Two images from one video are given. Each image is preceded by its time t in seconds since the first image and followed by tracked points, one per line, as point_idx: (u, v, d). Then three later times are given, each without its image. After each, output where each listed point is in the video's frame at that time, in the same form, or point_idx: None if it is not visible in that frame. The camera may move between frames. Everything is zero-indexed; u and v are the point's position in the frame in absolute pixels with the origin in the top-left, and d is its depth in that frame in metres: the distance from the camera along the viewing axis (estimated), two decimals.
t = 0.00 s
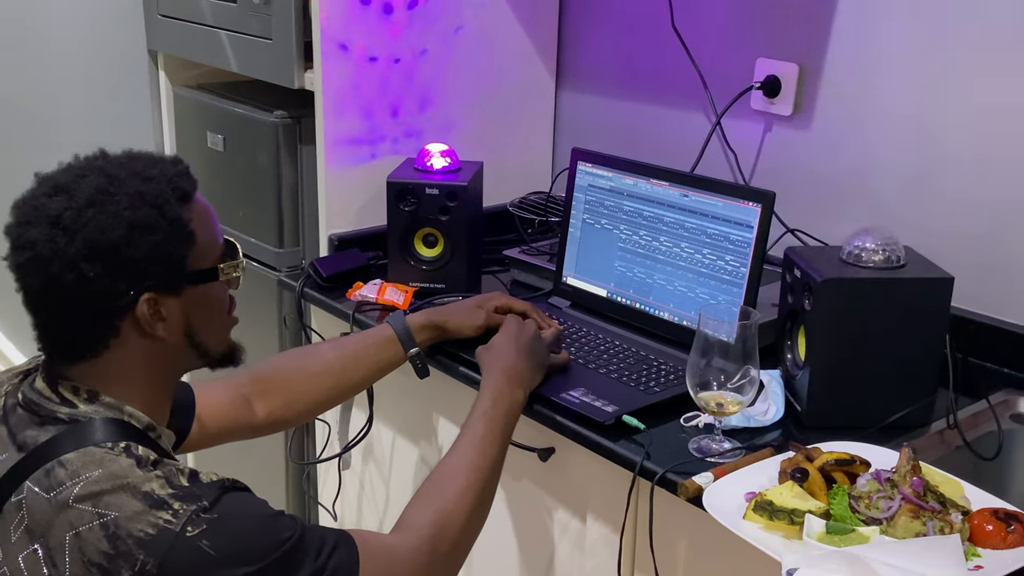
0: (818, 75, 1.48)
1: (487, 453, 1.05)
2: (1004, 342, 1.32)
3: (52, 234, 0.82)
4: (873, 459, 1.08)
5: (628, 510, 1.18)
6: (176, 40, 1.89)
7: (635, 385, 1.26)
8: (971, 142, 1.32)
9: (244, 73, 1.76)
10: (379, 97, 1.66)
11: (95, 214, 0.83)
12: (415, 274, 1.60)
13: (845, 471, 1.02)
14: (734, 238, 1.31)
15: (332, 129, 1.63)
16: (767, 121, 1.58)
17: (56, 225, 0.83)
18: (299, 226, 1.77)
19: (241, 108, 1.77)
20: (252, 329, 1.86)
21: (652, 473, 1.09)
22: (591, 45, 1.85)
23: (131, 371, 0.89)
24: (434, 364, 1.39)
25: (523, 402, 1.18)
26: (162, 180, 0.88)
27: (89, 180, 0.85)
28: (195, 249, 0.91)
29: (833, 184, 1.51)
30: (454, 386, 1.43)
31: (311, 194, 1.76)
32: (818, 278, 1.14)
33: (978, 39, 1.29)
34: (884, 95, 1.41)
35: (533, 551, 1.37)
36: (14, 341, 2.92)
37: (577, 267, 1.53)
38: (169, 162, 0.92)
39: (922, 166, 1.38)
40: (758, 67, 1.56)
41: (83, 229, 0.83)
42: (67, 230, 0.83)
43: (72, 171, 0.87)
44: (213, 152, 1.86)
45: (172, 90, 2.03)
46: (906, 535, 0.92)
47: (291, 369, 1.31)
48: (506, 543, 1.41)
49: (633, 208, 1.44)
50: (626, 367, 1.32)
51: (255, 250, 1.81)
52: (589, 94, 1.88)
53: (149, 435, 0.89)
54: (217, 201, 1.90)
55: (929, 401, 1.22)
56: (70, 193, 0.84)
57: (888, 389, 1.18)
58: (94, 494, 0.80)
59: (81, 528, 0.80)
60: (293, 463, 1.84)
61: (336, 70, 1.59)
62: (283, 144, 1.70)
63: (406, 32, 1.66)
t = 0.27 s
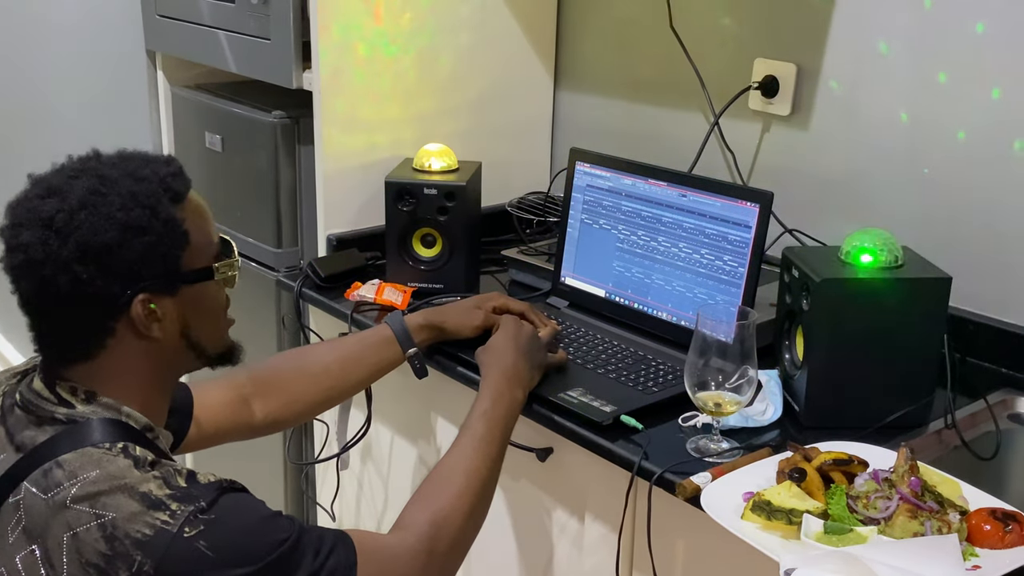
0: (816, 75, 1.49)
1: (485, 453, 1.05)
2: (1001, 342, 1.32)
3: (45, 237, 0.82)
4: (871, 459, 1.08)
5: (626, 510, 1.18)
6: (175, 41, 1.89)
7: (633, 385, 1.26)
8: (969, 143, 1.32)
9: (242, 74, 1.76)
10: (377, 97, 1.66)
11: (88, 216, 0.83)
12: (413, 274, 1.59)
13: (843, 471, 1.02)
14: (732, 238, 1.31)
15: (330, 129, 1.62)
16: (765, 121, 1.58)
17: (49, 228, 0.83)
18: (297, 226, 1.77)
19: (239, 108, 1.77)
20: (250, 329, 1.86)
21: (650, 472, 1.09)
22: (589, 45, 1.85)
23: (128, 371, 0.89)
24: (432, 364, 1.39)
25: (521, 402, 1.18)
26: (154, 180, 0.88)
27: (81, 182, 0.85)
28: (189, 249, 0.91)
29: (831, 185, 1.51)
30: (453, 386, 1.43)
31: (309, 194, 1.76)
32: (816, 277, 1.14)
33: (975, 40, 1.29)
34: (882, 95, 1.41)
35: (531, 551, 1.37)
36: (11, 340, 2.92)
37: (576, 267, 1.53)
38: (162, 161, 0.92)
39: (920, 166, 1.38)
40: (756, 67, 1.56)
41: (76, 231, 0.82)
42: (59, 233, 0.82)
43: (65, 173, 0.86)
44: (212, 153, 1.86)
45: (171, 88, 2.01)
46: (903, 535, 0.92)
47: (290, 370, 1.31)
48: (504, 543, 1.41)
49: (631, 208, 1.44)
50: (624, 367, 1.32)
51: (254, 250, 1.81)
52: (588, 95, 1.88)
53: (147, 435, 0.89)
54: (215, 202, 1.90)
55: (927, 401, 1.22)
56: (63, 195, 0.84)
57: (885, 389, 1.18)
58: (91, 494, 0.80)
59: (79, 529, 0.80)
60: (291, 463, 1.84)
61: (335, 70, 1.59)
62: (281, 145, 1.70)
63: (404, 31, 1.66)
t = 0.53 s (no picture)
0: (815, 75, 1.49)
1: (483, 453, 1.05)
2: (1000, 341, 1.32)
3: (41, 237, 0.82)
4: (869, 458, 1.08)
5: (625, 510, 1.18)
6: (174, 41, 1.89)
7: (632, 385, 1.26)
8: (967, 142, 1.32)
9: (240, 73, 1.76)
10: (376, 97, 1.66)
11: (84, 216, 0.83)
12: (412, 274, 1.59)
13: (842, 470, 1.02)
14: (731, 237, 1.31)
15: (329, 128, 1.62)
16: (764, 120, 1.58)
17: (45, 229, 0.83)
18: (296, 226, 1.77)
19: (238, 108, 1.77)
20: (249, 329, 1.86)
21: (649, 472, 1.09)
22: (588, 44, 1.85)
23: (126, 371, 0.89)
24: (431, 364, 1.39)
25: (520, 402, 1.18)
26: (149, 179, 0.87)
27: (77, 182, 0.85)
28: (186, 248, 0.91)
29: (829, 184, 1.51)
30: (452, 385, 1.43)
31: (308, 194, 1.76)
32: (815, 277, 1.14)
33: (974, 39, 1.29)
34: (880, 94, 1.41)
35: (531, 550, 1.37)
36: (10, 339, 2.92)
37: (574, 267, 1.53)
38: (157, 160, 0.92)
39: (919, 166, 1.38)
40: (755, 67, 1.56)
41: (72, 232, 0.82)
42: (55, 234, 0.82)
43: (60, 173, 0.86)
44: (210, 152, 1.86)
45: (168, 88, 2.01)
46: (902, 535, 0.92)
47: (289, 370, 1.31)
48: (503, 542, 1.41)
49: (630, 208, 1.44)
50: (623, 366, 1.32)
51: (253, 250, 1.81)
52: (586, 95, 1.88)
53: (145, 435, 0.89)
54: (214, 201, 1.89)
55: (925, 401, 1.22)
56: (58, 196, 0.84)
57: (884, 388, 1.18)
58: (90, 495, 0.80)
59: (77, 529, 0.80)
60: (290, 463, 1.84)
61: (333, 69, 1.59)
62: (280, 145, 1.70)
63: (402, 31, 1.66)
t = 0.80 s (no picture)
0: (814, 75, 1.49)
1: (483, 452, 1.05)
2: (999, 341, 1.32)
3: (42, 236, 0.82)
4: (869, 458, 1.08)
5: (625, 509, 1.17)
6: (173, 40, 1.88)
7: (632, 384, 1.26)
8: (967, 142, 1.32)
9: (240, 73, 1.76)
10: (375, 96, 1.66)
11: (85, 213, 0.83)
12: (411, 273, 1.59)
13: (841, 470, 1.02)
14: (730, 237, 1.31)
15: (329, 128, 1.62)
16: (764, 120, 1.58)
17: (45, 227, 0.82)
18: (295, 226, 1.77)
19: (237, 107, 1.77)
20: (249, 328, 1.86)
21: (649, 472, 1.09)
22: (588, 44, 1.85)
23: (125, 370, 0.89)
24: (431, 364, 1.39)
25: (520, 401, 1.17)
26: (149, 176, 0.88)
27: (76, 180, 0.85)
28: (185, 245, 0.91)
29: (829, 184, 1.51)
30: (451, 385, 1.43)
31: (308, 193, 1.76)
32: (815, 276, 1.14)
33: (974, 39, 1.29)
34: (880, 94, 1.41)
35: (530, 550, 1.37)
36: (9, 339, 2.92)
37: (574, 267, 1.52)
38: (154, 158, 0.92)
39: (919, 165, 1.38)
40: (754, 66, 1.56)
41: (74, 230, 0.82)
42: (56, 231, 0.82)
43: (58, 172, 0.86)
44: (210, 152, 1.86)
45: (167, 87, 2.00)
46: (901, 534, 0.92)
47: (289, 369, 1.31)
48: (503, 542, 1.41)
49: (630, 208, 1.44)
50: (622, 366, 1.32)
51: (252, 250, 1.81)
52: (586, 94, 1.88)
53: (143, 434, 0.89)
54: (214, 201, 1.89)
55: (925, 401, 1.22)
56: (58, 194, 0.84)
57: (883, 387, 1.18)
58: (88, 494, 0.80)
59: (76, 528, 0.80)
60: (290, 462, 1.84)
61: (333, 69, 1.59)
62: (279, 144, 1.70)
63: (402, 31, 1.66)
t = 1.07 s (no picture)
0: (814, 75, 1.48)
1: (484, 450, 1.05)
2: (999, 340, 1.32)
3: (43, 234, 0.82)
4: (869, 458, 1.08)
5: (624, 508, 1.17)
6: (173, 40, 1.88)
7: (631, 384, 1.26)
8: (967, 141, 1.32)
9: (239, 72, 1.76)
10: (375, 96, 1.66)
11: (86, 211, 0.83)
12: (411, 273, 1.59)
13: (841, 470, 1.02)
14: (730, 237, 1.31)
15: (328, 127, 1.62)
16: (763, 120, 1.58)
17: (46, 225, 0.82)
18: (295, 226, 1.77)
19: (236, 107, 1.77)
20: (248, 328, 1.86)
21: (648, 471, 1.09)
22: (587, 44, 1.85)
23: (125, 368, 0.89)
24: (430, 363, 1.39)
25: (520, 400, 1.17)
26: (149, 174, 0.88)
27: (76, 178, 0.85)
28: (185, 242, 0.91)
29: (828, 183, 1.51)
30: (451, 385, 1.43)
31: (307, 193, 1.76)
32: (814, 276, 1.14)
33: (974, 39, 1.29)
34: (880, 93, 1.41)
35: (529, 550, 1.37)
36: (8, 339, 2.92)
37: (573, 266, 1.52)
38: (153, 157, 0.92)
39: (918, 165, 1.38)
40: (754, 66, 1.56)
41: (75, 227, 0.82)
42: (57, 229, 0.82)
43: (58, 170, 0.86)
44: (209, 152, 1.86)
45: (167, 87, 2.00)
46: (901, 534, 0.92)
47: (288, 369, 1.31)
48: (502, 542, 1.41)
49: (629, 207, 1.44)
50: (622, 366, 1.32)
51: (251, 249, 1.80)
52: (586, 94, 1.88)
53: (143, 434, 0.89)
54: (213, 201, 1.89)
55: (924, 400, 1.22)
56: (58, 192, 0.84)
57: (883, 387, 1.18)
58: (87, 492, 0.80)
59: (75, 526, 0.80)
60: (289, 462, 1.84)
61: (333, 68, 1.59)
62: (279, 144, 1.70)
63: (401, 30, 1.66)
